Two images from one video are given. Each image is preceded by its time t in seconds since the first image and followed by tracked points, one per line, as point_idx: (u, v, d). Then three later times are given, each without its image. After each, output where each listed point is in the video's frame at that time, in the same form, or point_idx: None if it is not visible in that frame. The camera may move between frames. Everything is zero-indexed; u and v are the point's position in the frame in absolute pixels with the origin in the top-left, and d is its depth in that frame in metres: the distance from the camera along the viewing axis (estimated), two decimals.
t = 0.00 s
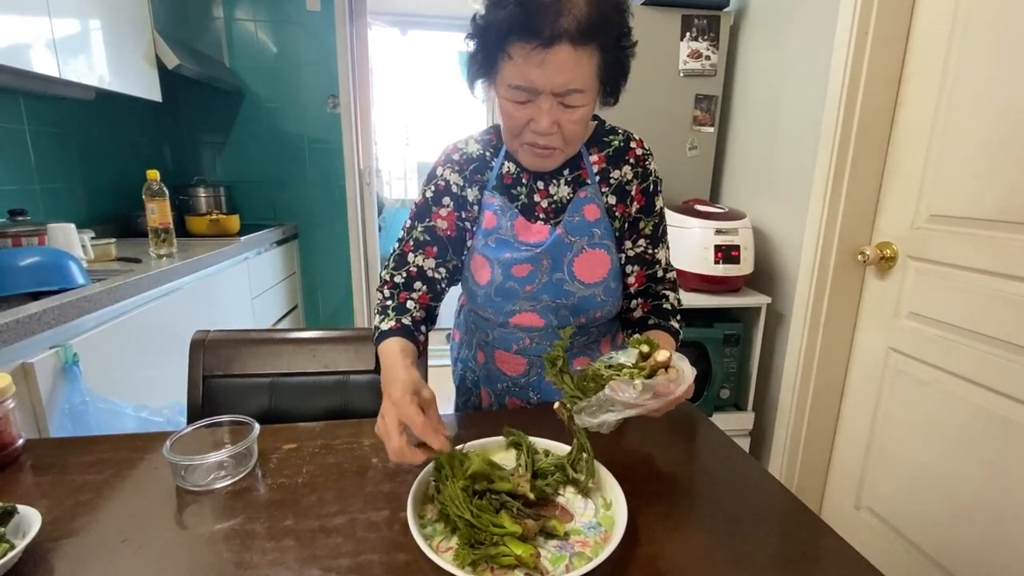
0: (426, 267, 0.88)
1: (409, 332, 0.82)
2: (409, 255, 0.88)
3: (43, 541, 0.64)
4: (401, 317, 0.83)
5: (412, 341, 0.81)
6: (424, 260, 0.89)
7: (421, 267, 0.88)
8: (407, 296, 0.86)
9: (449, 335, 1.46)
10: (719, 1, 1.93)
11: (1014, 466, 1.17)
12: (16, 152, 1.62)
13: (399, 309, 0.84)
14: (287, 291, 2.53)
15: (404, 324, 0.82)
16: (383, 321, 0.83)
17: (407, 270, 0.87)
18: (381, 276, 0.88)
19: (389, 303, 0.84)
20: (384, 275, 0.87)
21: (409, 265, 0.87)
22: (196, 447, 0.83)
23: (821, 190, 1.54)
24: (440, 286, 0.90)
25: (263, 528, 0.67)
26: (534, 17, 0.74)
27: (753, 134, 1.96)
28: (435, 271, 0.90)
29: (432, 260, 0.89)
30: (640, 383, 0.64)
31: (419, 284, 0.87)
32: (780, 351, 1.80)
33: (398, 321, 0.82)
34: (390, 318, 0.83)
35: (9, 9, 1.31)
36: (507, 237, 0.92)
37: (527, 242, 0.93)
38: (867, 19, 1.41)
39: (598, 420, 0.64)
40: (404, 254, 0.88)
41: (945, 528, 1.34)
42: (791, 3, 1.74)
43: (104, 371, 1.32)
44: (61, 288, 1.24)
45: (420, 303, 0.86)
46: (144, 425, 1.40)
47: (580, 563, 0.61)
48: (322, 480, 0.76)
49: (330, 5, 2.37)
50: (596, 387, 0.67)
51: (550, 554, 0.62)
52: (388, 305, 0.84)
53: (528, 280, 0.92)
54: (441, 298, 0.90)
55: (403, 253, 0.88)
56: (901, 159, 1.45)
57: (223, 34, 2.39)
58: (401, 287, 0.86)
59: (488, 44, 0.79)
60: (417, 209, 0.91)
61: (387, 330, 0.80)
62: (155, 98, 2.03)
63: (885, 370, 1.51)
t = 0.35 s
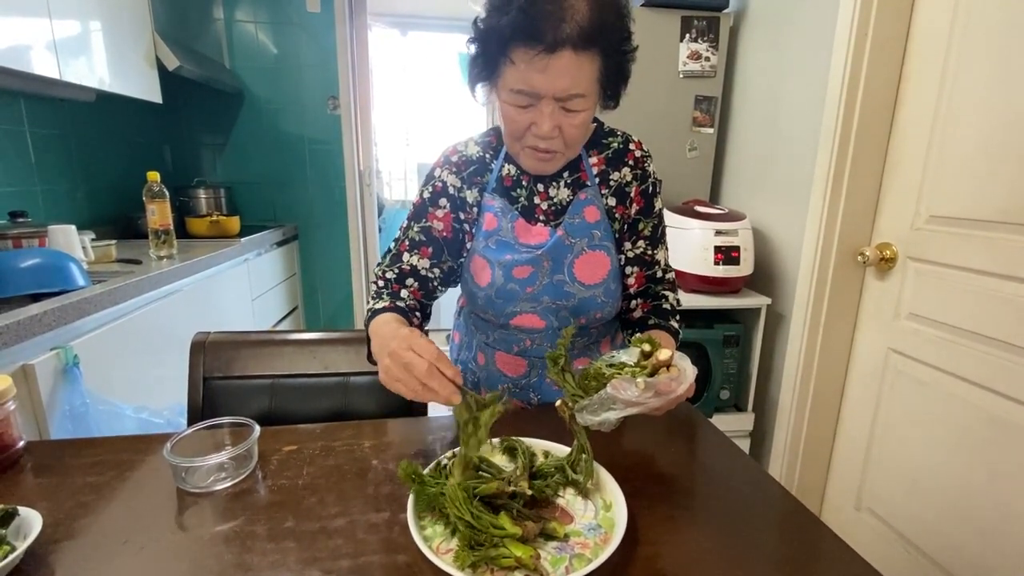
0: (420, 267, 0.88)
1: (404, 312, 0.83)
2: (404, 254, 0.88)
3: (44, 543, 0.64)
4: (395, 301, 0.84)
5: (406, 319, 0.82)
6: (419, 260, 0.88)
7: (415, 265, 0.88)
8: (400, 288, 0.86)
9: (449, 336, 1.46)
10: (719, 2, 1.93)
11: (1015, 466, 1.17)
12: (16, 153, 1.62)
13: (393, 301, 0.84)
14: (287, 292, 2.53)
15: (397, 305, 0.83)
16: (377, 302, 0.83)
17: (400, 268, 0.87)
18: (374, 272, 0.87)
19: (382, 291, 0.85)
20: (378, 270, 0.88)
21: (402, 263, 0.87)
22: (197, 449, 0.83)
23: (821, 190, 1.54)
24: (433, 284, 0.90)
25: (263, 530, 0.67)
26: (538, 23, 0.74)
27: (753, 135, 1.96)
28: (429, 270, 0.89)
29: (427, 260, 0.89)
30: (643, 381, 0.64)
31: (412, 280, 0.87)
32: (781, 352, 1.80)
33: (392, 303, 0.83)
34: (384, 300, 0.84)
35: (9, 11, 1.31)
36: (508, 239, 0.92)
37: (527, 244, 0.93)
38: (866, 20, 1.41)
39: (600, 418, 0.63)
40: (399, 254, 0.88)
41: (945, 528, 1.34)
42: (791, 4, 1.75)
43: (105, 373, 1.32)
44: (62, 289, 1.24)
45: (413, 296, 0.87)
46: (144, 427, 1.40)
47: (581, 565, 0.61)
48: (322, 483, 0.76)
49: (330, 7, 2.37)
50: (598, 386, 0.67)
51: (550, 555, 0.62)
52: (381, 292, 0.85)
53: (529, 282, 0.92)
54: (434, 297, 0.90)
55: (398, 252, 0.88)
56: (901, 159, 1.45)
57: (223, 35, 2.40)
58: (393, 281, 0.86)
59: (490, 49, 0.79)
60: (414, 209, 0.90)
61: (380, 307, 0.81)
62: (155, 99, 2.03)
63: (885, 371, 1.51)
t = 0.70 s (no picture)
0: (425, 260, 0.85)
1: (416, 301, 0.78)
2: (407, 248, 0.85)
3: (43, 544, 0.64)
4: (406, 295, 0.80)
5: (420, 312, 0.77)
6: (424, 253, 0.86)
7: (420, 258, 0.85)
8: (408, 281, 0.83)
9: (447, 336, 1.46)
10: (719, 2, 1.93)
11: (1015, 467, 1.17)
12: (16, 154, 1.62)
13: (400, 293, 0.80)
14: (287, 293, 2.54)
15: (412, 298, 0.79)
16: (389, 294, 0.78)
17: (404, 262, 0.84)
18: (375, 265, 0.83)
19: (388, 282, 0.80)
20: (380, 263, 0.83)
21: (407, 256, 0.84)
22: (197, 450, 0.83)
23: (821, 190, 1.54)
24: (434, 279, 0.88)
25: (263, 531, 0.67)
26: (534, 24, 0.74)
27: (753, 135, 1.96)
28: (433, 264, 0.87)
29: (432, 254, 0.87)
30: (635, 375, 0.64)
31: (418, 275, 0.84)
32: (780, 352, 1.80)
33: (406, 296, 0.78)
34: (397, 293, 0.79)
35: (9, 11, 1.31)
36: (507, 239, 0.92)
37: (526, 244, 0.92)
38: (866, 20, 1.41)
39: (595, 414, 0.64)
40: (401, 248, 0.85)
41: (945, 528, 1.34)
42: (790, 4, 1.75)
43: (104, 374, 1.32)
44: (62, 289, 1.25)
45: (421, 289, 0.84)
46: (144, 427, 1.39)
47: (581, 567, 0.60)
48: (321, 483, 0.76)
49: (330, 7, 2.37)
50: (591, 381, 0.67)
51: (550, 556, 0.62)
52: (388, 283, 0.80)
53: (527, 281, 0.92)
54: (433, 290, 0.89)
55: (401, 246, 0.85)
56: (901, 159, 1.45)
57: (223, 36, 2.40)
58: (399, 275, 0.82)
59: (488, 50, 0.79)
60: (415, 203, 0.88)
61: (398, 300, 0.76)
62: (155, 100, 2.03)
63: (885, 371, 1.51)
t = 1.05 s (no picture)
0: (426, 264, 0.86)
1: (418, 320, 0.80)
2: (409, 251, 0.85)
3: (42, 544, 0.64)
4: (407, 307, 0.81)
5: (421, 327, 0.79)
6: (425, 255, 0.86)
7: (423, 262, 0.86)
8: (410, 288, 0.84)
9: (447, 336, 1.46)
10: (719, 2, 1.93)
11: (1016, 466, 1.17)
12: (16, 155, 1.62)
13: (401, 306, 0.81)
14: (287, 293, 2.54)
15: (411, 312, 0.80)
16: (388, 310, 0.80)
17: (407, 266, 0.84)
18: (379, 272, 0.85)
19: (391, 294, 0.82)
20: (383, 270, 0.85)
21: (408, 260, 0.85)
22: (196, 449, 0.83)
23: (821, 190, 1.54)
24: (440, 280, 0.89)
25: (262, 531, 0.67)
26: (536, 23, 0.74)
27: (753, 135, 1.96)
28: (435, 266, 0.87)
29: (433, 256, 0.87)
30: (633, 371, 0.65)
31: (420, 279, 0.85)
32: (781, 352, 1.80)
33: (405, 312, 0.80)
34: (396, 308, 0.80)
35: (9, 12, 1.31)
36: (509, 239, 0.92)
37: (528, 244, 0.92)
38: (866, 20, 1.41)
39: (592, 410, 0.64)
40: (403, 251, 0.86)
41: (946, 528, 1.34)
42: (790, 4, 1.75)
43: (104, 374, 1.32)
44: (61, 289, 1.24)
45: (423, 296, 0.84)
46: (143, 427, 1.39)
47: (581, 566, 0.60)
48: (321, 483, 0.76)
49: (330, 8, 2.37)
50: (589, 378, 0.67)
51: (550, 556, 0.62)
52: (390, 296, 0.82)
53: (529, 280, 0.92)
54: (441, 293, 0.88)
55: (403, 249, 0.86)
56: (901, 159, 1.45)
57: (223, 36, 2.40)
58: (401, 282, 0.83)
59: (490, 48, 0.79)
60: (416, 204, 0.89)
61: (395, 319, 0.78)
62: (155, 100, 2.03)
63: (886, 371, 1.51)
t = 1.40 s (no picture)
0: (419, 266, 0.87)
1: (407, 329, 0.82)
2: (402, 254, 0.86)
3: (41, 544, 0.64)
4: (397, 315, 0.83)
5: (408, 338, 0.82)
6: (417, 258, 0.87)
7: (415, 265, 0.86)
8: (401, 293, 0.84)
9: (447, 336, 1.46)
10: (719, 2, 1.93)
11: (1016, 466, 1.17)
12: (16, 155, 1.62)
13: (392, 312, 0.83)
14: (287, 293, 2.54)
15: (399, 321, 0.82)
16: (378, 318, 0.82)
17: (400, 269, 0.85)
18: (374, 274, 0.86)
19: (383, 300, 0.84)
20: (378, 273, 0.85)
21: (402, 263, 0.86)
22: (195, 450, 0.83)
23: (821, 190, 1.54)
24: (434, 284, 0.89)
25: (261, 532, 0.67)
26: (526, 19, 0.74)
27: (753, 135, 1.96)
28: (428, 269, 0.88)
29: (425, 259, 0.88)
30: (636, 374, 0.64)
31: (413, 283, 0.85)
32: (780, 352, 1.80)
33: (394, 320, 0.82)
34: (386, 316, 0.82)
35: (9, 12, 1.31)
36: (502, 236, 0.92)
37: (521, 241, 0.92)
38: (865, 20, 1.41)
39: (594, 413, 0.64)
40: (397, 254, 0.86)
41: (946, 528, 1.34)
42: (790, 4, 1.75)
43: (103, 374, 1.32)
44: (60, 290, 1.24)
45: (415, 300, 0.85)
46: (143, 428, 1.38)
47: (581, 567, 0.60)
48: (321, 484, 0.76)
49: (330, 8, 2.37)
50: (590, 380, 0.67)
51: (549, 556, 0.62)
52: (382, 302, 0.84)
53: (523, 278, 0.92)
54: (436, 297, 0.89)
55: (396, 252, 0.86)
56: (901, 159, 1.45)
57: (223, 37, 2.40)
58: (394, 286, 0.84)
59: (483, 47, 0.79)
60: (409, 208, 0.89)
61: (383, 328, 0.81)
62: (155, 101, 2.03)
63: (886, 371, 1.51)
